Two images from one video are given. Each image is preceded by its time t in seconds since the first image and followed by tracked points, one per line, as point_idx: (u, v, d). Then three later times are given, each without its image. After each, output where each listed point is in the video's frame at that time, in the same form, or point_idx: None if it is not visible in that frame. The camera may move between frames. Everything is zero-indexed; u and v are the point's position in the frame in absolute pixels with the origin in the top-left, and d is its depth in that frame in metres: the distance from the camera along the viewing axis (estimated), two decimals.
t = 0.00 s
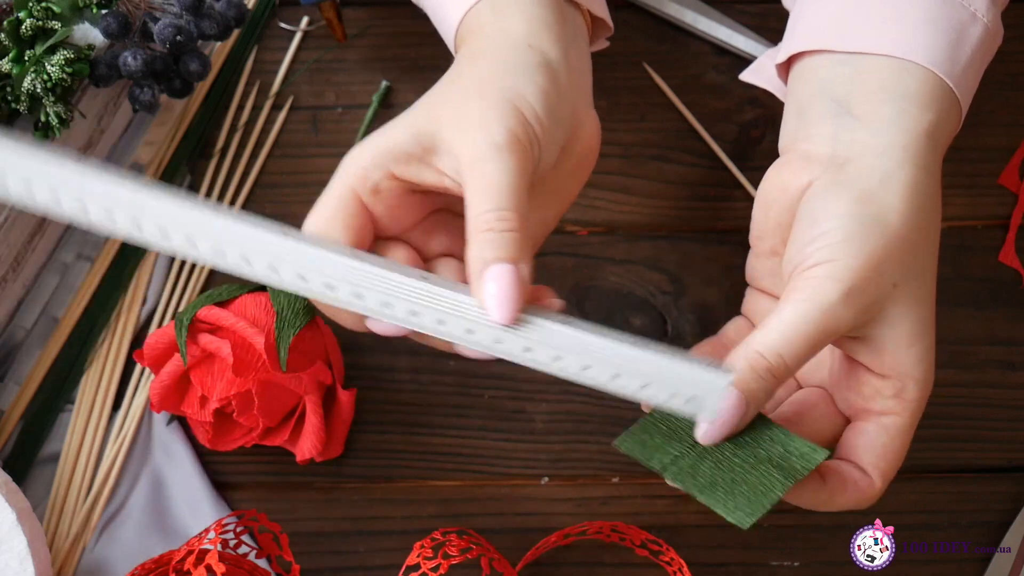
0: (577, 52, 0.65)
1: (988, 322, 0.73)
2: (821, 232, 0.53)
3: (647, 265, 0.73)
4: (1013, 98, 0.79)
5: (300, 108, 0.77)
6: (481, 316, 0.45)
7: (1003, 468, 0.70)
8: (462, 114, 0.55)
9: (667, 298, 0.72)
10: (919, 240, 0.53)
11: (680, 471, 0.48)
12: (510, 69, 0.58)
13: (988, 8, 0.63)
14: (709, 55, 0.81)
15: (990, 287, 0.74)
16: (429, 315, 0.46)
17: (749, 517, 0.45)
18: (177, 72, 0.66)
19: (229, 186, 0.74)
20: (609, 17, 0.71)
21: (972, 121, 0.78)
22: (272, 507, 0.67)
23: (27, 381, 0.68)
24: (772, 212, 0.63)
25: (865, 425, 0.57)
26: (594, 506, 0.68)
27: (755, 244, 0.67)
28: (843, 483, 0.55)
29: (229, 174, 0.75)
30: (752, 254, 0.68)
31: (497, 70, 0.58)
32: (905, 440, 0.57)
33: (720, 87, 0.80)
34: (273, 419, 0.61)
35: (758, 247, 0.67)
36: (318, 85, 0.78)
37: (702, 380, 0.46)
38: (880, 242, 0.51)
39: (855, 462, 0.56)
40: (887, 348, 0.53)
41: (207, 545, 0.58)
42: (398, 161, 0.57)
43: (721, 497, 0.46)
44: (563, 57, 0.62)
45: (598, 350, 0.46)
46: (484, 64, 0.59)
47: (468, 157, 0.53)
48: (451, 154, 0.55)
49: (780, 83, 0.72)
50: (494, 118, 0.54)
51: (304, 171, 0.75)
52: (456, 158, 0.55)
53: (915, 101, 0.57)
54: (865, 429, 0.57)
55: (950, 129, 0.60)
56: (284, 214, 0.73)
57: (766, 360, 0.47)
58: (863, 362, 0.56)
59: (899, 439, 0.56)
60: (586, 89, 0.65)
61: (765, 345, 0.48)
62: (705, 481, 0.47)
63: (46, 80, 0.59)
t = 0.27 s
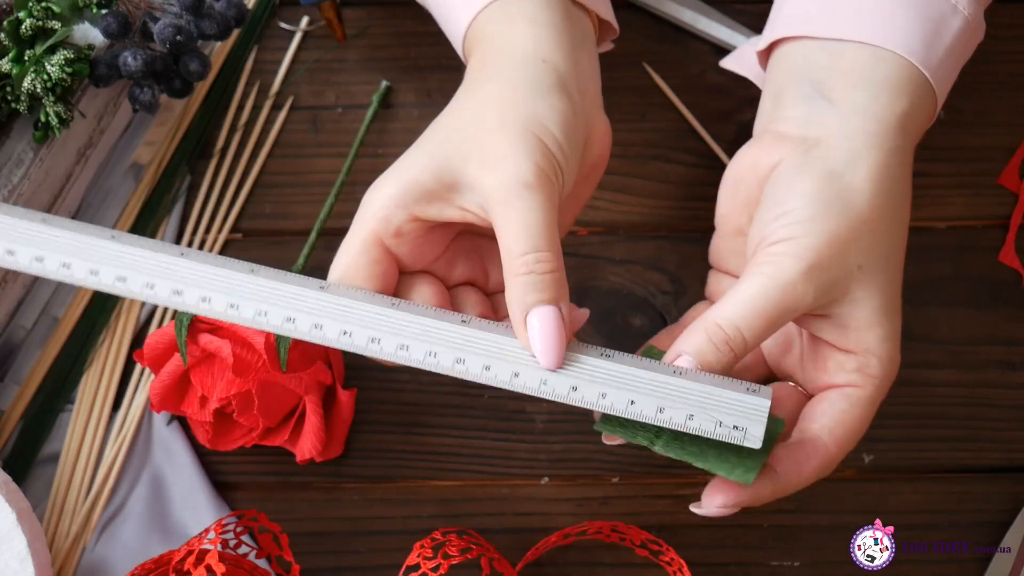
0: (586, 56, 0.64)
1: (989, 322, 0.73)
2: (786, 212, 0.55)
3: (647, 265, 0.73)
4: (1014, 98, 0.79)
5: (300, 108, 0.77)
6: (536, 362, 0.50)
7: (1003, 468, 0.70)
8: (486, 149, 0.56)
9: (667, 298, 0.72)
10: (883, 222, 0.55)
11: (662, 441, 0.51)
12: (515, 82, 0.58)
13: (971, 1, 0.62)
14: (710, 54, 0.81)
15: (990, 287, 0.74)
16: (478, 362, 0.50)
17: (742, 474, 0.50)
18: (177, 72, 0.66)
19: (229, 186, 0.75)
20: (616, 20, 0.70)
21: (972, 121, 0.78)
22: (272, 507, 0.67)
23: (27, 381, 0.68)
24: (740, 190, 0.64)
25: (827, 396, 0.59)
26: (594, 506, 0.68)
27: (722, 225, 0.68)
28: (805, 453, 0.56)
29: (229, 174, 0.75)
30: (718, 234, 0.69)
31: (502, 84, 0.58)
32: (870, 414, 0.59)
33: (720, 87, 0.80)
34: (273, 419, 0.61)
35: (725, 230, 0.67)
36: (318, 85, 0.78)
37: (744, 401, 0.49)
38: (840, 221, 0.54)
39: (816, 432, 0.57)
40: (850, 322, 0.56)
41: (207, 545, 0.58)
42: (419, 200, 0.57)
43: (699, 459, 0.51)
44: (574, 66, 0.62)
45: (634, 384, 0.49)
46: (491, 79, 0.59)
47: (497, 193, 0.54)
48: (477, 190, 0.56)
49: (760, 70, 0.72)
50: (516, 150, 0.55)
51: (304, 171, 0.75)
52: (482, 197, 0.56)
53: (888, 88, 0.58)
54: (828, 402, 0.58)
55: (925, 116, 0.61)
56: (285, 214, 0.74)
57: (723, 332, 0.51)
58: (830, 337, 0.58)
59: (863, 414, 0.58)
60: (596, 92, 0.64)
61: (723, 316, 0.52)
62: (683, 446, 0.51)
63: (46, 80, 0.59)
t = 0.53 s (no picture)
0: (588, 58, 0.64)
1: (989, 322, 0.73)
2: (763, 196, 0.55)
3: (647, 265, 0.73)
4: (1014, 97, 0.79)
5: (300, 108, 0.78)
6: (529, 376, 0.52)
7: (1003, 468, 0.70)
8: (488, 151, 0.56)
9: (667, 298, 0.72)
10: (860, 210, 0.54)
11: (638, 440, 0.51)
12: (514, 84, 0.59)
13: None
14: (710, 54, 0.81)
15: (990, 287, 0.74)
16: (471, 377, 0.52)
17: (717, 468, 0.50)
18: (177, 72, 0.66)
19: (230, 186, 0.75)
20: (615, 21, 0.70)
21: (972, 121, 0.78)
22: (273, 507, 0.67)
23: (27, 381, 0.68)
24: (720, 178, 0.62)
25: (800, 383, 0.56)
26: (594, 506, 0.68)
27: (704, 214, 0.66)
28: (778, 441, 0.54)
29: (229, 174, 0.75)
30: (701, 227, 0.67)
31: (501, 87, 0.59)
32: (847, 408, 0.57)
33: (720, 87, 0.80)
34: (274, 419, 0.61)
35: (705, 217, 0.66)
36: (318, 85, 0.78)
37: (737, 416, 0.51)
38: (815, 206, 0.53)
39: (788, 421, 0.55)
40: (827, 310, 0.55)
41: (207, 545, 0.58)
42: (419, 201, 0.57)
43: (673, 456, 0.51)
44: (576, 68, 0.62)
45: (625, 399, 0.51)
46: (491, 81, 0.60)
47: (499, 200, 0.54)
48: (478, 192, 0.56)
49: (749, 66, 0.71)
50: (516, 152, 0.55)
51: (304, 171, 0.75)
52: (484, 200, 0.56)
53: (872, 82, 0.58)
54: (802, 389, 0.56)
55: (910, 116, 0.60)
56: (285, 215, 0.74)
57: (695, 312, 0.51)
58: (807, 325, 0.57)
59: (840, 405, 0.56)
60: (597, 95, 0.64)
61: (698, 299, 0.51)
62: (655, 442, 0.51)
63: (46, 80, 0.59)
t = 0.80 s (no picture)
0: (592, 59, 0.64)
1: (989, 322, 0.73)
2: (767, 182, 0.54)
3: (647, 265, 0.74)
4: (1013, 97, 0.79)
5: (300, 108, 0.77)
6: (526, 376, 0.52)
7: (1003, 468, 0.70)
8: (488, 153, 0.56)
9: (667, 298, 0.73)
10: (859, 197, 0.54)
11: (635, 447, 0.51)
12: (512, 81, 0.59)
13: None
14: (709, 54, 0.81)
15: (990, 287, 0.74)
16: (468, 374, 0.52)
17: (715, 472, 0.51)
18: (177, 72, 0.66)
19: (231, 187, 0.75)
20: (618, 21, 0.70)
21: (971, 121, 0.78)
22: (273, 507, 0.67)
23: (27, 381, 0.68)
24: (708, 159, 0.61)
25: (795, 373, 0.57)
26: (594, 506, 0.68)
27: (687, 195, 0.65)
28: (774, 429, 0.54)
29: (229, 174, 0.75)
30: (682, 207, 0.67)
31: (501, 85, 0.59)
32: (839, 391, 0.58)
33: (720, 87, 0.80)
34: (274, 419, 0.61)
35: (689, 202, 0.65)
36: (318, 85, 0.78)
37: (732, 422, 0.51)
38: (824, 193, 0.52)
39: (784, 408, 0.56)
40: (828, 297, 0.55)
41: (207, 545, 0.58)
42: (418, 200, 0.57)
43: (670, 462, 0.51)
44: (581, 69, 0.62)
45: (623, 402, 0.51)
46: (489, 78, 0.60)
47: (499, 202, 0.54)
48: (478, 196, 0.56)
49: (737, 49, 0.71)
50: (516, 153, 0.55)
51: (304, 171, 0.75)
52: (483, 204, 0.56)
53: (863, 64, 0.58)
54: (797, 378, 0.57)
55: (897, 105, 0.60)
56: (285, 215, 0.74)
57: (715, 302, 0.49)
58: (805, 311, 0.57)
59: (832, 392, 0.57)
60: (599, 97, 0.64)
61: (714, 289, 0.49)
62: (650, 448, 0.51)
63: (46, 80, 0.59)
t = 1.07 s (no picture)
0: (590, 59, 0.64)
1: (989, 322, 0.73)
2: (756, 176, 0.53)
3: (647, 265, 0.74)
4: (1013, 97, 0.79)
5: (300, 108, 0.77)
6: (529, 380, 0.52)
7: (1003, 468, 0.70)
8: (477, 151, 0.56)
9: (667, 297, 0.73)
10: (851, 181, 0.54)
11: (642, 454, 0.52)
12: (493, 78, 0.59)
13: None
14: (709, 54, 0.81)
15: (990, 287, 0.74)
16: (470, 380, 0.52)
17: (725, 476, 0.51)
18: (177, 72, 0.66)
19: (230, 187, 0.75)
20: (616, 20, 0.70)
21: (971, 121, 0.78)
22: (273, 507, 0.67)
23: (27, 381, 0.68)
24: (686, 154, 0.61)
25: (794, 359, 0.57)
26: (594, 506, 0.68)
27: (665, 187, 0.64)
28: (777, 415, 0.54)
29: (229, 174, 0.75)
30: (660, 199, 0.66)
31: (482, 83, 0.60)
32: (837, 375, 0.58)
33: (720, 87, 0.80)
34: (274, 419, 0.61)
35: (669, 194, 0.64)
36: (318, 85, 0.78)
37: (735, 421, 0.51)
38: (818, 180, 0.52)
39: (786, 394, 0.55)
40: (825, 284, 0.55)
41: (207, 545, 0.58)
42: (414, 206, 0.57)
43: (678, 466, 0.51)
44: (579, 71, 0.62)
45: (625, 403, 0.51)
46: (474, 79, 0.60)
47: (497, 208, 0.54)
48: (475, 198, 0.56)
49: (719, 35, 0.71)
50: (508, 150, 0.55)
51: (304, 171, 0.75)
52: (481, 207, 0.56)
53: (837, 50, 0.58)
54: (796, 364, 0.57)
55: (873, 89, 0.61)
56: (285, 215, 0.74)
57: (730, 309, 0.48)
58: (801, 299, 0.57)
59: (829, 376, 0.57)
60: (598, 97, 0.64)
61: (727, 295, 0.48)
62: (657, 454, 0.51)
63: (46, 80, 0.59)
